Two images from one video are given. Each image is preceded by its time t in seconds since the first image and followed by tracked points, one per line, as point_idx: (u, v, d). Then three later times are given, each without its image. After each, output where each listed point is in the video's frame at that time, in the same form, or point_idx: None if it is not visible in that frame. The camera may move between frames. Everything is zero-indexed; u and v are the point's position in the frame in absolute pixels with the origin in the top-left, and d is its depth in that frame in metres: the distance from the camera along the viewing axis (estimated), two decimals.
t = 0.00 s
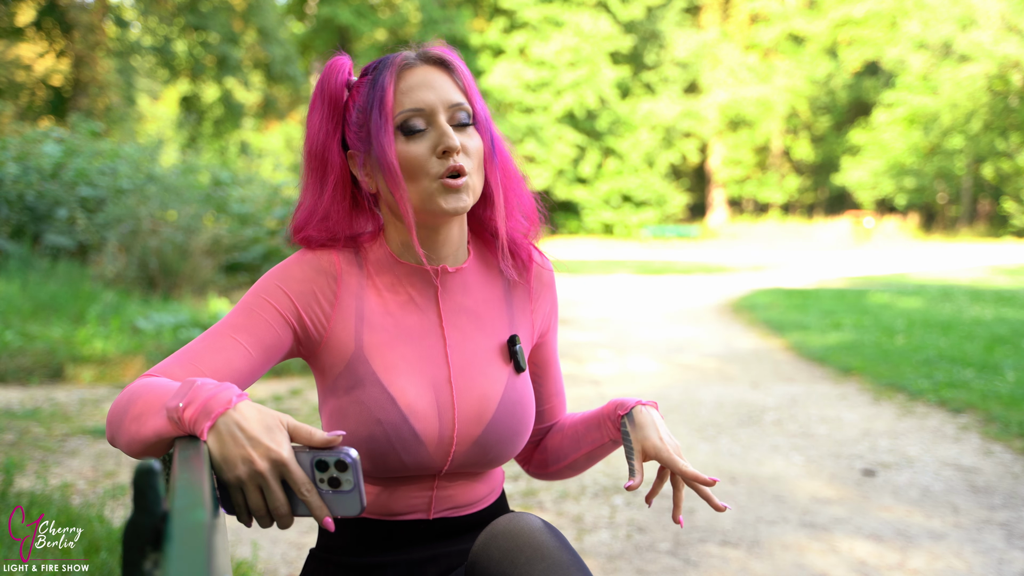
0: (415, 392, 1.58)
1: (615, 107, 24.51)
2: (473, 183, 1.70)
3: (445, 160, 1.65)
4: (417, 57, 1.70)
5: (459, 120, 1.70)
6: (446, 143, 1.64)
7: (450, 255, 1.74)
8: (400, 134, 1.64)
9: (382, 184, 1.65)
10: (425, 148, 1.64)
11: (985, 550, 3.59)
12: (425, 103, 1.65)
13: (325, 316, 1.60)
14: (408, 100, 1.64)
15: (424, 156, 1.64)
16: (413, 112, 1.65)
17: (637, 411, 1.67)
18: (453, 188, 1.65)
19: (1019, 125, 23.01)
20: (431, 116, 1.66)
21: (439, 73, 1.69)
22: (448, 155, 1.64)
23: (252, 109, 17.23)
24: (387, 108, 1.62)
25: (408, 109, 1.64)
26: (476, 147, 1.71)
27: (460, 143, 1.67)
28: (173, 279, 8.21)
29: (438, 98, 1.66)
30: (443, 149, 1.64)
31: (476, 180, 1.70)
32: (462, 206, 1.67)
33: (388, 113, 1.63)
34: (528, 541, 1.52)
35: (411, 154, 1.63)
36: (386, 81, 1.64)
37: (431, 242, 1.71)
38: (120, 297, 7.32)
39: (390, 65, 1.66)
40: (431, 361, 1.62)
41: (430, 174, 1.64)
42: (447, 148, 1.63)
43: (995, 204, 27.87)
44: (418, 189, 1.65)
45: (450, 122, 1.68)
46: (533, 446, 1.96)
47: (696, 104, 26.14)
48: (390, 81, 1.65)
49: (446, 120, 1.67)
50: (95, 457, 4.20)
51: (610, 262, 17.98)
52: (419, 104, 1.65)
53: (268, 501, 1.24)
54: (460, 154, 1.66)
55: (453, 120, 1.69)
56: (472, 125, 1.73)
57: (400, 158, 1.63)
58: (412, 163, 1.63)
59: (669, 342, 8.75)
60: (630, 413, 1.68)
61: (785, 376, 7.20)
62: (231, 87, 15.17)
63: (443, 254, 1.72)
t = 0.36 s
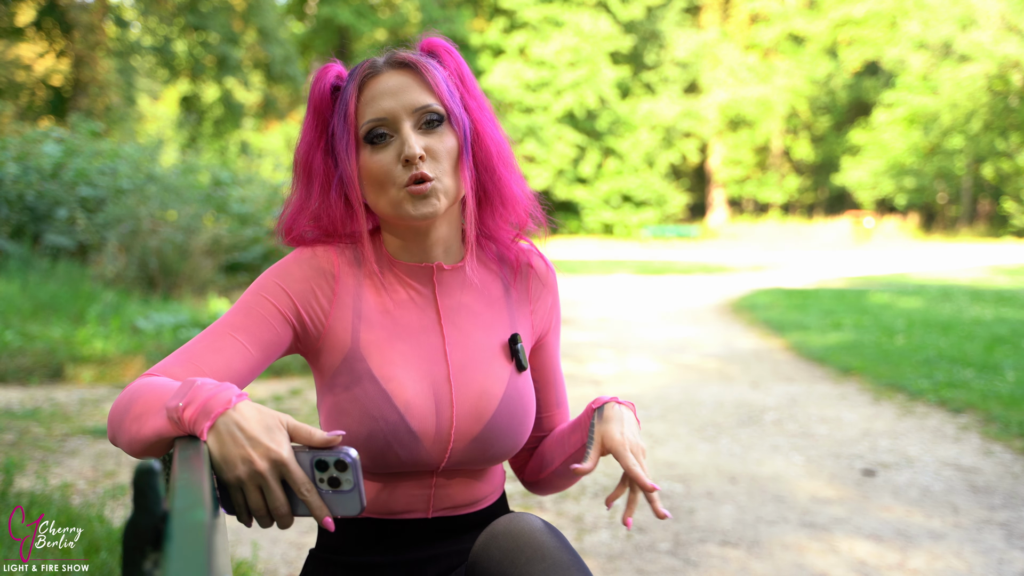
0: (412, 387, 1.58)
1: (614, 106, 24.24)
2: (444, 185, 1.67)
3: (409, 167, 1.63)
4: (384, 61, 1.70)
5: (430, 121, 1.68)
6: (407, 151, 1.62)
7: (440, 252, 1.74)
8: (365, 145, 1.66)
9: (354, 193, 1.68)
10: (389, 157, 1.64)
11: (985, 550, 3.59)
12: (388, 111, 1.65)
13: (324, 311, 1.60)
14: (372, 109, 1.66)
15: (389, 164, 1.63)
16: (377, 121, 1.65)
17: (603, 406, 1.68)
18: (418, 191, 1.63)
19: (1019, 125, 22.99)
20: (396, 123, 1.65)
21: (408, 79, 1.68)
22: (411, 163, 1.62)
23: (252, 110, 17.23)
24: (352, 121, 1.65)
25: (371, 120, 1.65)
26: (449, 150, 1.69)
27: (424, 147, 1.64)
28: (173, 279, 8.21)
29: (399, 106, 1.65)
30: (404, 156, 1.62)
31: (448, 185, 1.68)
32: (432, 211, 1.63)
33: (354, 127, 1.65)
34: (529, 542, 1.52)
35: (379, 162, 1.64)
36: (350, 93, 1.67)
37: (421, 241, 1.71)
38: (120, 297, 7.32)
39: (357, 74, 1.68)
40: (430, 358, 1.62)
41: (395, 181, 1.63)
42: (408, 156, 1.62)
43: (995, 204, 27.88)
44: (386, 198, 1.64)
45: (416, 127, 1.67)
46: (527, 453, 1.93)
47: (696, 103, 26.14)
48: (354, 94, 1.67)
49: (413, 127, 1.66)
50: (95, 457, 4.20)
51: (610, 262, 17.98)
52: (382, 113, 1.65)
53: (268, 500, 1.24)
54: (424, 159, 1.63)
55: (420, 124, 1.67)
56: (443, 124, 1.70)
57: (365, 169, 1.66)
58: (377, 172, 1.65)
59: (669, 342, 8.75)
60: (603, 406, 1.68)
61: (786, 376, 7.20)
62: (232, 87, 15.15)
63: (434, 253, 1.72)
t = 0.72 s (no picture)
0: (407, 388, 1.58)
1: (615, 107, 24.63)
2: (438, 176, 1.66)
3: (402, 159, 1.63)
4: (390, 60, 1.70)
5: (427, 117, 1.67)
6: (401, 142, 1.61)
7: (440, 250, 1.73)
8: (366, 138, 1.67)
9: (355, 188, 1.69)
10: (384, 151, 1.64)
11: (985, 550, 3.59)
12: (386, 106, 1.66)
13: (324, 308, 1.61)
14: (371, 103, 1.67)
15: (384, 158, 1.63)
16: (377, 115, 1.66)
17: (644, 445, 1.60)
18: (410, 184, 1.62)
19: (1019, 126, 22.97)
20: (394, 118, 1.66)
21: (411, 76, 1.68)
22: (406, 156, 1.62)
23: (252, 109, 17.23)
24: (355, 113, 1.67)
25: (371, 114, 1.66)
26: (447, 147, 1.67)
27: (418, 142, 1.63)
28: (173, 279, 8.21)
29: (398, 99, 1.66)
30: (398, 149, 1.62)
31: (444, 180, 1.67)
32: (423, 201, 1.63)
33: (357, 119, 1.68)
34: (529, 542, 1.52)
35: (375, 157, 1.65)
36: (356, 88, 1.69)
37: (418, 241, 1.70)
38: (120, 297, 7.32)
39: (364, 71, 1.71)
40: (426, 358, 1.62)
41: (386, 174, 1.63)
42: (401, 149, 1.61)
43: (995, 204, 27.87)
44: (378, 189, 1.65)
45: (414, 123, 1.66)
46: (534, 468, 1.87)
47: (696, 104, 26.14)
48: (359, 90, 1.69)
49: (409, 123, 1.66)
50: (95, 457, 4.20)
51: (610, 262, 17.98)
52: (381, 106, 1.66)
53: (268, 501, 1.24)
54: (417, 150, 1.63)
55: (417, 121, 1.67)
56: (441, 121, 1.68)
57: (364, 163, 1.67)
58: (372, 165, 1.65)
59: (669, 342, 8.75)
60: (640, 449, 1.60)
61: (786, 376, 7.20)
62: (232, 87, 15.14)
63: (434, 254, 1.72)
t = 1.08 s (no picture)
0: (409, 391, 1.58)
1: (615, 106, 24.52)
2: (440, 179, 1.66)
3: (403, 158, 1.62)
4: (395, 59, 1.71)
5: (430, 117, 1.68)
6: (404, 141, 1.61)
7: (441, 255, 1.73)
8: (367, 137, 1.67)
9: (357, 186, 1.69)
10: (387, 149, 1.64)
11: (985, 550, 3.60)
12: (390, 105, 1.66)
13: (326, 310, 1.61)
14: (376, 101, 1.67)
15: (385, 157, 1.63)
16: (381, 114, 1.66)
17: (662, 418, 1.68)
18: (414, 185, 1.62)
19: (1019, 126, 22.97)
20: (396, 116, 1.66)
21: (417, 75, 1.69)
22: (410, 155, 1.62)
23: (252, 110, 17.24)
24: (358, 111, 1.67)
25: (375, 110, 1.67)
26: (449, 146, 1.67)
27: (421, 141, 1.63)
28: (173, 279, 8.20)
29: (402, 98, 1.66)
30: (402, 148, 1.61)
31: (442, 178, 1.66)
32: (425, 202, 1.62)
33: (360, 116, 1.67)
34: (531, 542, 1.53)
35: (376, 154, 1.64)
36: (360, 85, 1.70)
37: (418, 242, 1.69)
38: (120, 297, 7.33)
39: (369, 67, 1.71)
40: (429, 362, 1.62)
41: (388, 172, 1.63)
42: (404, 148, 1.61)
43: (995, 203, 27.87)
44: (381, 189, 1.64)
45: (417, 122, 1.66)
46: (537, 463, 1.90)
47: (696, 104, 26.15)
48: (361, 87, 1.70)
49: (412, 120, 1.66)
50: (95, 457, 4.21)
51: (610, 262, 17.98)
52: (385, 105, 1.66)
53: (268, 501, 1.24)
54: (419, 150, 1.62)
55: (420, 120, 1.67)
56: (445, 121, 1.69)
57: (366, 162, 1.67)
58: (373, 163, 1.65)
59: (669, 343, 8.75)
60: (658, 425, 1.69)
61: (785, 375, 7.20)
62: (232, 87, 15.14)
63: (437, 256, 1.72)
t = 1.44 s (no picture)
0: (404, 396, 1.58)
1: (615, 107, 24.54)
2: (468, 207, 1.68)
3: (437, 177, 1.64)
4: (458, 65, 1.68)
5: (474, 142, 1.69)
6: (443, 162, 1.63)
7: (445, 261, 1.73)
8: (408, 137, 1.66)
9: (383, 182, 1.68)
10: (422, 159, 1.64)
11: (985, 550, 3.59)
12: (439, 114, 1.65)
13: (320, 314, 1.60)
14: (426, 107, 1.65)
15: (418, 165, 1.64)
16: (426, 120, 1.65)
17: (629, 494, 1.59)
18: (439, 207, 1.64)
19: (1019, 125, 22.97)
20: (443, 129, 1.65)
21: (476, 93, 1.68)
22: (443, 174, 1.63)
23: (253, 109, 17.24)
24: (405, 109, 1.64)
25: (422, 116, 1.65)
26: (481, 175, 1.69)
27: (460, 165, 1.64)
28: (173, 279, 8.20)
29: (456, 115, 1.65)
30: (437, 165, 1.63)
31: (469, 206, 1.68)
32: (444, 223, 1.64)
33: (404, 114, 1.65)
34: (528, 542, 1.53)
35: (409, 159, 1.65)
36: (418, 79, 1.65)
37: (426, 248, 1.71)
38: (120, 297, 7.33)
39: (428, 65, 1.66)
40: (424, 367, 1.62)
41: (416, 184, 1.64)
42: (441, 166, 1.62)
43: (995, 203, 27.87)
44: (403, 196, 1.65)
45: (461, 143, 1.67)
46: (526, 464, 1.90)
47: (696, 104, 26.17)
48: (419, 84, 1.65)
49: (455, 141, 1.66)
50: (95, 457, 4.21)
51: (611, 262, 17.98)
52: (434, 114, 1.65)
53: (269, 500, 1.24)
54: (457, 175, 1.64)
55: (465, 143, 1.68)
56: (487, 149, 1.70)
57: (398, 161, 1.66)
58: (408, 167, 1.65)
59: (669, 342, 8.75)
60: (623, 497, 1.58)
61: (785, 376, 7.19)
62: (232, 87, 15.14)
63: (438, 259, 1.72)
